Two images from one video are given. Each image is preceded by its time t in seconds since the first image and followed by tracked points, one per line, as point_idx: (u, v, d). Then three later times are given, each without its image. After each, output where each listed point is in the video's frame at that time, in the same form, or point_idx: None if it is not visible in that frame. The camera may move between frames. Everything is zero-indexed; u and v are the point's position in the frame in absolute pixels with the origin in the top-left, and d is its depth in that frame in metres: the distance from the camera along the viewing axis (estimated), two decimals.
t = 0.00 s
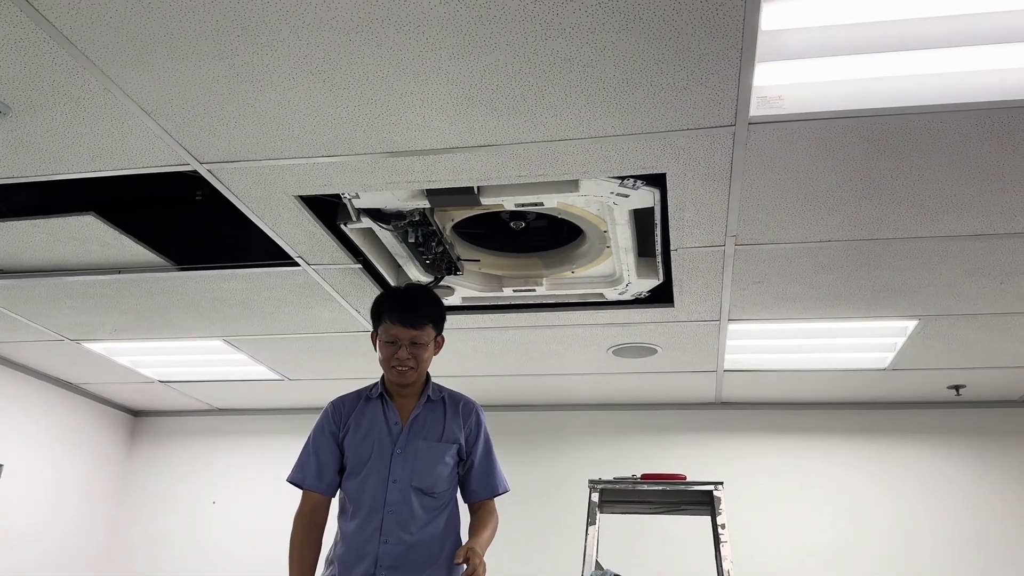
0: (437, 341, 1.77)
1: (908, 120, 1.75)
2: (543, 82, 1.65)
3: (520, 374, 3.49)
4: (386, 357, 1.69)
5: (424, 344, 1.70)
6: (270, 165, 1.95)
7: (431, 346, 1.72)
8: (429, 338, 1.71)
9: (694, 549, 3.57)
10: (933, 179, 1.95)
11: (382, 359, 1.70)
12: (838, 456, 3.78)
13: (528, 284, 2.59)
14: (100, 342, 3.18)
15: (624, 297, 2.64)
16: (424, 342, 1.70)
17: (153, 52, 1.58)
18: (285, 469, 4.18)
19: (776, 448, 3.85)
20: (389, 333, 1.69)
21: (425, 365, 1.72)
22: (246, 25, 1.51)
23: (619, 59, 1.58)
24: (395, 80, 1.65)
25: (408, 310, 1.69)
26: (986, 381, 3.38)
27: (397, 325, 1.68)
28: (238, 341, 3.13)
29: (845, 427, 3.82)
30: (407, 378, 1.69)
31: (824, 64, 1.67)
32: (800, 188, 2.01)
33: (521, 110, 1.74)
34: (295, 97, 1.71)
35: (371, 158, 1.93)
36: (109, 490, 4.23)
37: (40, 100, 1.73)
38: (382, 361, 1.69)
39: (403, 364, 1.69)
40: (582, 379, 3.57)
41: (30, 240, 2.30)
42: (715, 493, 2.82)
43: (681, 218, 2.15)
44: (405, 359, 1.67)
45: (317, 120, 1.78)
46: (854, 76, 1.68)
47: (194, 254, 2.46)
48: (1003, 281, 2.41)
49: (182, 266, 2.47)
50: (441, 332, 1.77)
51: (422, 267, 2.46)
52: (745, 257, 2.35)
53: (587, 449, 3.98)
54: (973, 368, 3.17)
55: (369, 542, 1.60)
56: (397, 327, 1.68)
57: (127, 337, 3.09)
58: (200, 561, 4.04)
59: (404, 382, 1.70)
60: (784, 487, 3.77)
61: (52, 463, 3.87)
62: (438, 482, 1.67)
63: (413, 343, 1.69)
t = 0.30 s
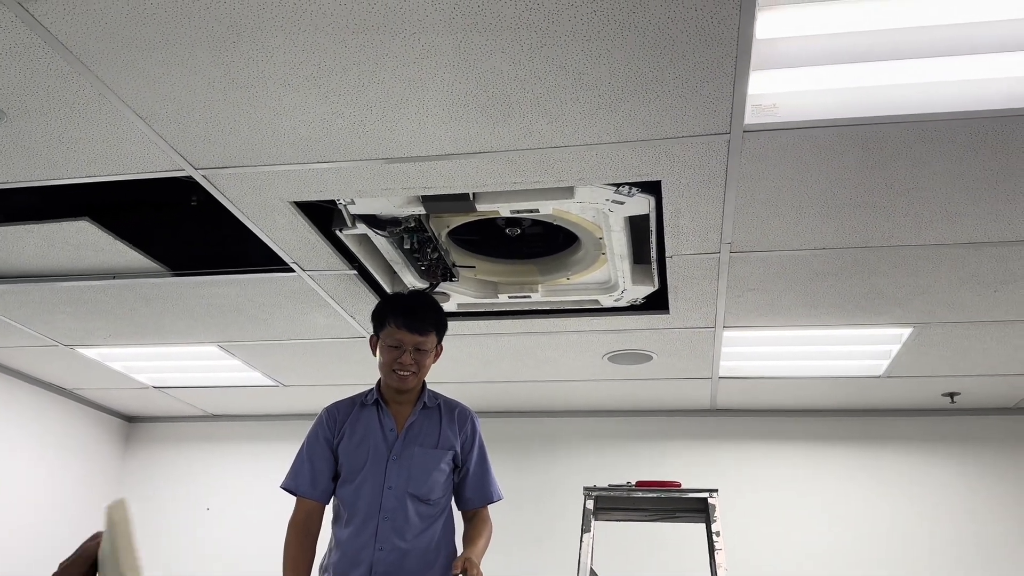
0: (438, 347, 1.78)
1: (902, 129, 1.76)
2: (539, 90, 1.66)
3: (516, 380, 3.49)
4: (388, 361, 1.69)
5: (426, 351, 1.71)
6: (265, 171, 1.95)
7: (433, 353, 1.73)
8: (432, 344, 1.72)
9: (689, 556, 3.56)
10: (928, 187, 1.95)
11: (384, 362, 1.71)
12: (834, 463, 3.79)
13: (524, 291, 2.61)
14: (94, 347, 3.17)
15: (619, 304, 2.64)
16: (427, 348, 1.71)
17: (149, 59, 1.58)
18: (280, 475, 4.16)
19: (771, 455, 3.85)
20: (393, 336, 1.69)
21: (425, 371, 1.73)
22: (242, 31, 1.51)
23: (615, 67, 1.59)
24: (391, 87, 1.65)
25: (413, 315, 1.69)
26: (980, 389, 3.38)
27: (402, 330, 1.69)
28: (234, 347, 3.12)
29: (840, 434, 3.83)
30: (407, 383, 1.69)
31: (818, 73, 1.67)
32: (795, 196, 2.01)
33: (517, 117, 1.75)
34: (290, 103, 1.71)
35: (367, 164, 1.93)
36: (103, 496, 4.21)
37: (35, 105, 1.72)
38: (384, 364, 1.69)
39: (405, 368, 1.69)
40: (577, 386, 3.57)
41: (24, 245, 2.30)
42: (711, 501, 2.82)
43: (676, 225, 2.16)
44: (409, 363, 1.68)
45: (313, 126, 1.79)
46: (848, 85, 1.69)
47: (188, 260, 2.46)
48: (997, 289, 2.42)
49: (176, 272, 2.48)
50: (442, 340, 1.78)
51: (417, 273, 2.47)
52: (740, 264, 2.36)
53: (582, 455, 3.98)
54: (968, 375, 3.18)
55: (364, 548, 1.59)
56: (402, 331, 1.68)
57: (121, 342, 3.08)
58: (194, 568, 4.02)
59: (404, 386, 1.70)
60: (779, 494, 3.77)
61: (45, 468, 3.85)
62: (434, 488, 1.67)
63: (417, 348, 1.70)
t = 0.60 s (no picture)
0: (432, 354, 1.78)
1: (894, 141, 1.77)
2: (531, 100, 1.66)
3: (510, 389, 3.49)
4: (383, 369, 1.68)
5: (422, 358, 1.71)
6: (258, 180, 1.95)
7: (428, 360, 1.73)
8: (427, 351, 1.72)
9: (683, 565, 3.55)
10: (919, 198, 1.96)
11: (379, 371, 1.70)
12: (828, 473, 3.78)
13: (518, 300, 2.60)
14: (87, 355, 3.16)
15: (613, 314, 2.64)
16: (423, 356, 1.70)
17: (142, 68, 1.58)
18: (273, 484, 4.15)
19: (766, 464, 3.85)
20: (388, 344, 1.68)
21: (420, 379, 1.73)
22: (235, 42, 1.51)
23: (607, 78, 1.59)
24: (383, 97, 1.66)
25: (409, 323, 1.69)
26: (974, 398, 3.39)
27: (398, 337, 1.68)
28: (227, 355, 3.11)
29: (834, 443, 3.83)
30: (403, 391, 1.69)
31: (810, 85, 1.68)
32: (787, 207, 2.02)
33: (510, 128, 1.75)
34: (283, 113, 1.71)
35: (360, 174, 1.93)
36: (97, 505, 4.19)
37: (27, 114, 1.72)
38: (379, 372, 1.69)
39: (400, 377, 1.70)
40: (572, 395, 3.56)
41: (17, 253, 2.29)
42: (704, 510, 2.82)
43: (669, 235, 2.16)
44: (405, 371, 1.68)
45: (306, 136, 1.79)
46: (839, 97, 1.69)
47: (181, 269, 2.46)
48: (990, 300, 2.43)
49: (169, 281, 2.47)
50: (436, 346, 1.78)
51: (411, 282, 2.47)
52: (733, 274, 2.36)
53: (576, 464, 3.97)
54: (961, 385, 3.18)
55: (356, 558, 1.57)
56: (397, 339, 1.68)
57: (114, 350, 3.07)
58: None
59: (400, 395, 1.70)
60: (774, 503, 3.77)
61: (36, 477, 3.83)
62: (427, 497, 1.66)
63: (412, 357, 1.70)
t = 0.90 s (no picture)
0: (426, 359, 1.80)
1: (885, 149, 1.77)
2: (525, 108, 1.66)
3: (505, 396, 3.49)
4: (376, 372, 1.70)
5: (415, 359, 1.72)
6: (252, 187, 1.95)
7: (422, 363, 1.75)
8: (420, 353, 1.74)
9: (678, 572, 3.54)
10: (911, 206, 1.97)
11: (373, 375, 1.72)
12: (823, 479, 3.79)
13: (512, 307, 2.61)
14: (80, 362, 3.15)
15: (607, 320, 2.65)
16: (416, 358, 1.72)
17: (135, 75, 1.58)
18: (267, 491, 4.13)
19: (761, 470, 3.85)
20: (381, 346, 1.71)
21: (415, 383, 1.74)
22: (227, 49, 1.51)
23: (600, 86, 1.60)
24: (377, 104, 1.66)
25: (401, 325, 1.72)
26: (968, 405, 3.40)
27: (390, 339, 1.71)
28: (221, 362, 3.10)
29: (829, 450, 3.83)
30: (397, 394, 1.70)
31: (803, 93, 1.68)
32: (780, 214, 2.02)
33: (503, 135, 1.76)
34: (277, 120, 1.71)
35: (354, 181, 1.93)
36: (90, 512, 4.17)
37: (20, 121, 1.72)
38: (372, 375, 1.71)
39: (394, 378, 1.70)
40: (567, 402, 3.56)
41: (9, 259, 2.29)
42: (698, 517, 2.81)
43: (663, 242, 2.16)
44: (398, 372, 1.69)
45: (300, 144, 1.79)
46: (832, 105, 1.70)
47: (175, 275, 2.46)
48: (982, 307, 2.43)
49: (163, 287, 2.47)
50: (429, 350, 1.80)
51: (405, 288, 2.47)
52: (727, 281, 2.36)
53: (571, 471, 3.97)
54: (955, 392, 3.19)
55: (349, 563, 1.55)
56: (390, 340, 1.71)
57: (107, 357, 3.07)
58: None
59: (394, 398, 1.70)
60: (769, 510, 3.77)
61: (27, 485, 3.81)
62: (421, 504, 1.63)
63: (405, 357, 1.71)
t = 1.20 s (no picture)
0: (420, 365, 1.79)
1: (880, 156, 1.78)
2: (520, 115, 1.67)
3: (501, 402, 3.49)
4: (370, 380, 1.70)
5: (407, 365, 1.72)
6: (248, 194, 1.95)
7: (415, 368, 1.75)
8: (412, 359, 1.73)
9: None
10: (907, 213, 1.97)
11: (366, 383, 1.71)
12: (819, 484, 3.79)
13: (508, 313, 2.61)
14: (75, 368, 3.14)
15: (603, 327, 2.65)
16: (408, 362, 1.72)
17: (130, 82, 1.58)
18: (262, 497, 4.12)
19: (756, 476, 3.85)
20: (373, 353, 1.70)
21: (409, 388, 1.73)
22: (223, 56, 1.51)
23: (595, 94, 1.60)
24: (373, 112, 1.66)
25: (391, 331, 1.72)
26: (963, 411, 3.41)
27: (382, 346, 1.71)
28: (217, 368, 3.10)
29: (825, 455, 3.84)
30: (392, 400, 1.69)
31: (802, 100, 1.68)
32: (776, 221, 2.02)
33: (499, 143, 1.76)
34: (272, 127, 1.71)
35: (350, 188, 1.94)
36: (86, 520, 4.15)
37: (15, 128, 1.72)
38: (366, 383, 1.70)
39: (387, 385, 1.70)
40: (563, 408, 3.57)
41: (4, 266, 2.29)
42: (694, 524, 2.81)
43: (659, 249, 2.17)
44: (391, 378, 1.69)
45: (296, 151, 1.79)
46: (829, 112, 1.70)
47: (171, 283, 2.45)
48: (978, 313, 2.44)
49: (159, 295, 2.46)
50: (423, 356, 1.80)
51: (401, 294, 2.47)
52: (723, 288, 2.37)
53: (568, 477, 3.96)
54: (951, 398, 3.20)
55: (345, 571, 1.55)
56: (382, 347, 1.70)
57: (102, 363, 3.06)
58: None
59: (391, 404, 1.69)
60: (765, 516, 3.77)
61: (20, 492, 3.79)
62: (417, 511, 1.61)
63: (397, 364, 1.71)
